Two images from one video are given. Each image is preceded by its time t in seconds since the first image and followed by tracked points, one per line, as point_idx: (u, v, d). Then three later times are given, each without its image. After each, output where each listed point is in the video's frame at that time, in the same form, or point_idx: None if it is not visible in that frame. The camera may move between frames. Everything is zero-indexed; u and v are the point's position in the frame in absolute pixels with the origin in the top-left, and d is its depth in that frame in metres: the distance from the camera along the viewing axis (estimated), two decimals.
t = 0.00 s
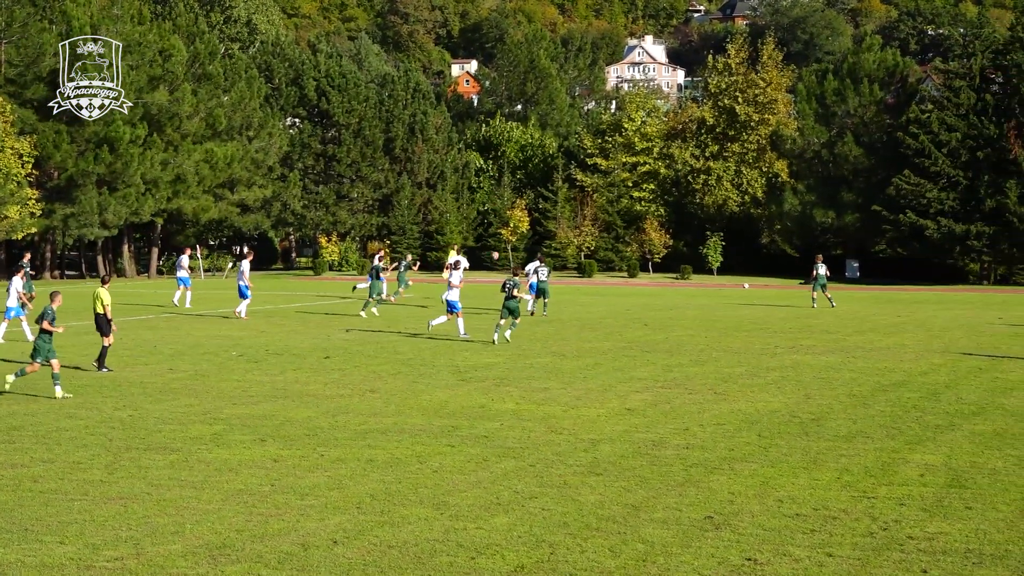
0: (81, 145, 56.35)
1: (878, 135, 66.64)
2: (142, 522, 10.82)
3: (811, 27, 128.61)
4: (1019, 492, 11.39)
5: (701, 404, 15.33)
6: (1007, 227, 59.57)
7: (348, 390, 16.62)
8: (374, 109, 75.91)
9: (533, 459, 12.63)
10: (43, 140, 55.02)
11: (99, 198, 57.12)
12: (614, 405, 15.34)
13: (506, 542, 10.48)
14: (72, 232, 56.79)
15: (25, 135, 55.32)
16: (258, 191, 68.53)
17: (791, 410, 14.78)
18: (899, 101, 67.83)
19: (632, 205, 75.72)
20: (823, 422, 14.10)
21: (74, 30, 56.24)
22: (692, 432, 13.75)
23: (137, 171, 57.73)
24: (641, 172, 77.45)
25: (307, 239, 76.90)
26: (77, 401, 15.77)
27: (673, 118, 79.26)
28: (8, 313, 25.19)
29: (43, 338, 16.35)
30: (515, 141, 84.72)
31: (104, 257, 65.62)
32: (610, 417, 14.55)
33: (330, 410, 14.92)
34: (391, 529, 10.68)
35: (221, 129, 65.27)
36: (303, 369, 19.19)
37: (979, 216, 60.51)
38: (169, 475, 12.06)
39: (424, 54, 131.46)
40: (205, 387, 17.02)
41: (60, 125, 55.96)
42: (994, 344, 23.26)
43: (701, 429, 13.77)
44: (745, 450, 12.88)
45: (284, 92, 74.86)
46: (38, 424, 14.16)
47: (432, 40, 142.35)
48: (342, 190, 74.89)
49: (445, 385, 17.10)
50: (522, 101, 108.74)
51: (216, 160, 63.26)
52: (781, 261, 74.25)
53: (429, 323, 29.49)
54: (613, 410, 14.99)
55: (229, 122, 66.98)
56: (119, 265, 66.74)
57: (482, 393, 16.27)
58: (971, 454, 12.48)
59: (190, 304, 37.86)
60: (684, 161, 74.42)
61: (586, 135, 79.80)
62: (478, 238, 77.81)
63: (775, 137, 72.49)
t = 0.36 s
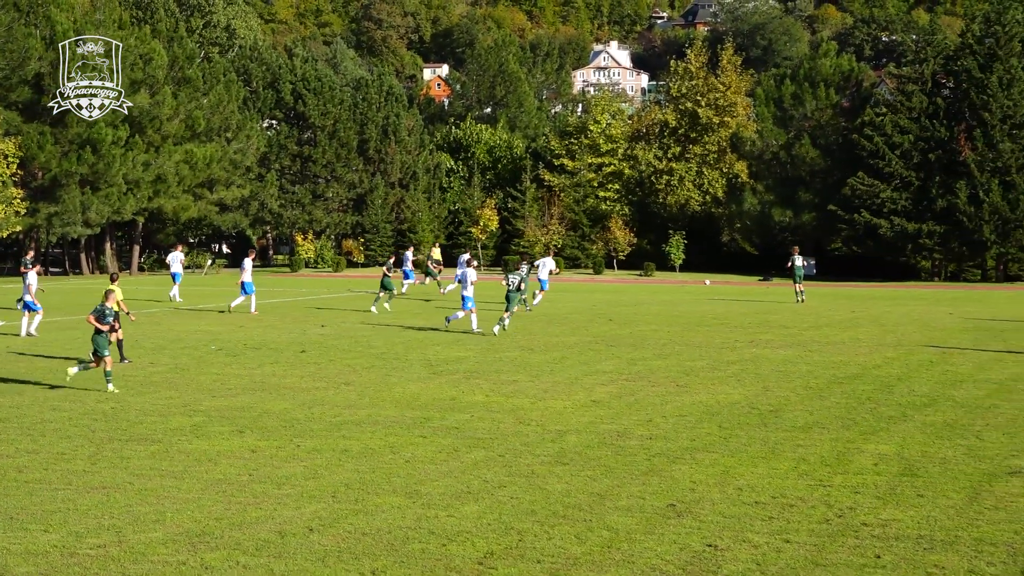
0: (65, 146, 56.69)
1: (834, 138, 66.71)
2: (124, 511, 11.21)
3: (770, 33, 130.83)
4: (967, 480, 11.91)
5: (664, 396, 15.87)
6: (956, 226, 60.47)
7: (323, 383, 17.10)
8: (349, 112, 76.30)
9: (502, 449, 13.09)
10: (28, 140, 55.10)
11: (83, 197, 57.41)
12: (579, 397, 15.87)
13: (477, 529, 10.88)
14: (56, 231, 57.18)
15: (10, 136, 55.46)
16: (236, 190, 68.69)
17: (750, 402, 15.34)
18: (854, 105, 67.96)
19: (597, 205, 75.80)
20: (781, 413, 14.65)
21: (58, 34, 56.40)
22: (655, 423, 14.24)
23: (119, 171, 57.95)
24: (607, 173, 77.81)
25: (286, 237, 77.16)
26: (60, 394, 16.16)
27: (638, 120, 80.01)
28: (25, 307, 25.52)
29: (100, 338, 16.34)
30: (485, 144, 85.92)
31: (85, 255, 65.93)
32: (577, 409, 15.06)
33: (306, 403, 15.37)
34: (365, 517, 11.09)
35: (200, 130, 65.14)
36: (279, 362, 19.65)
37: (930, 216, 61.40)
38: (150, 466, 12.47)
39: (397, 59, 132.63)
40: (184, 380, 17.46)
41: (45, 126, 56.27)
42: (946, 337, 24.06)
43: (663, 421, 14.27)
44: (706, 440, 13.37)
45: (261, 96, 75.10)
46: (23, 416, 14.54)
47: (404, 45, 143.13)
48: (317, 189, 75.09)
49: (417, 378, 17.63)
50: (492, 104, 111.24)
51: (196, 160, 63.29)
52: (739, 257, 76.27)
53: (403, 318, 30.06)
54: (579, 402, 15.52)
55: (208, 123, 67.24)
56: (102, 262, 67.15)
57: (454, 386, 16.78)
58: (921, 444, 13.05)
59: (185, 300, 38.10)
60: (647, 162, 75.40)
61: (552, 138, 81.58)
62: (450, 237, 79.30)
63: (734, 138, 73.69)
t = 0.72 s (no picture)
0: (56, 147, 56.88)
1: (799, 140, 68.08)
2: (114, 500, 11.61)
3: (736, 39, 132.19)
4: (925, 469, 12.43)
5: (635, 389, 16.47)
6: (915, 225, 61.35)
7: (306, 376, 17.61)
8: (331, 115, 75.99)
9: (479, 440, 13.59)
10: (20, 141, 55.34)
11: (73, 196, 57.56)
12: (554, 389, 16.44)
13: (454, 516, 11.29)
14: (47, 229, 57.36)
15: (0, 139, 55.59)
16: (222, 190, 68.92)
17: (718, 394, 15.94)
18: (817, 108, 68.94)
19: (571, 204, 76.93)
20: (748, 405, 15.22)
21: (50, 40, 56.71)
22: (627, 414, 14.80)
23: (109, 172, 58.25)
24: (579, 173, 78.49)
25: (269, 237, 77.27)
26: (50, 387, 16.56)
27: (609, 122, 80.22)
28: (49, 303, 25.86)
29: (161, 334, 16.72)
30: (462, 144, 86.46)
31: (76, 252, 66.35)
32: (552, 401, 15.61)
33: (289, 395, 15.86)
34: (347, 505, 11.50)
35: (187, 132, 65.47)
36: (262, 356, 20.14)
37: (889, 215, 62.45)
38: (139, 456, 12.89)
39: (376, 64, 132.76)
40: (171, 373, 17.95)
41: (36, 128, 56.49)
42: (907, 332, 24.80)
43: (635, 413, 14.82)
44: (675, 431, 13.90)
45: (247, 98, 75.15)
46: (14, 408, 14.94)
47: (383, 49, 143.30)
48: (300, 189, 75.21)
49: (397, 372, 18.17)
50: (468, 107, 111.64)
51: (183, 161, 63.60)
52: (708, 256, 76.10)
53: (384, 313, 30.59)
54: (553, 394, 16.09)
55: (195, 126, 67.23)
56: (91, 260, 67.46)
57: (433, 379, 17.32)
58: (882, 434, 13.63)
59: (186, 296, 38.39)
60: (619, 163, 76.13)
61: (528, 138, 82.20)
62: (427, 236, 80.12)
63: (702, 140, 75.20)
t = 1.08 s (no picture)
0: (49, 151, 57.23)
1: (766, 143, 68.27)
2: (106, 491, 12.03)
3: (706, 46, 134.00)
4: (889, 459, 12.97)
5: (609, 384, 17.08)
6: (878, 225, 62.22)
7: (292, 370, 18.14)
8: (316, 119, 75.97)
9: (459, 433, 14.11)
10: (15, 145, 55.60)
11: (66, 198, 57.87)
12: (531, 384, 17.07)
13: (435, 507, 11.70)
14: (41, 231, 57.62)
15: None
16: (210, 192, 69.15)
17: (689, 389, 16.55)
18: (784, 112, 69.72)
19: (548, 206, 76.40)
20: (719, 399, 15.80)
21: (43, 46, 56.86)
22: (601, 408, 15.39)
23: (101, 175, 58.63)
24: (555, 176, 78.03)
25: (257, 238, 77.88)
26: (43, 381, 17.00)
27: (584, 126, 81.17)
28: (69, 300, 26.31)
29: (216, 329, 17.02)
30: (441, 148, 86.39)
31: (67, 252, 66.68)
32: (529, 395, 16.15)
33: (276, 390, 16.36)
34: (331, 496, 11.93)
35: (176, 135, 65.67)
36: (249, 352, 20.66)
37: (854, 216, 63.24)
38: (131, 450, 13.32)
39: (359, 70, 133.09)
40: (162, 369, 18.46)
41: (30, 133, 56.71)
42: (872, 328, 25.57)
43: (609, 407, 15.40)
44: (648, 424, 14.47)
45: (235, 103, 75.35)
46: (9, 403, 15.38)
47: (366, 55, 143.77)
48: (286, 192, 75.51)
49: (380, 366, 18.74)
50: (448, 112, 112.36)
51: (172, 163, 63.94)
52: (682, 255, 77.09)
53: (367, 310, 31.18)
54: (531, 389, 16.67)
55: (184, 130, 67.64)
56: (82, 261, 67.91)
57: (414, 374, 17.90)
58: (847, 426, 14.23)
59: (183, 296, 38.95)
60: (593, 166, 76.31)
61: (505, 142, 80.53)
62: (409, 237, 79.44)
63: (674, 144, 76.47)
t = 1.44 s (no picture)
0: (34, 151, 57.10)
1: (744, 144, 69.05)
2: (92, 489, 12.16)
3: (685, 48, 135.21)
4: (866, 456, 13.16)
5: (589, 382, 17.29)
6: (854, 226, 62.62)
7: (276, 368, 18.30)
8: (300, 120, 76.58)
9: (441, 430, 14.30)
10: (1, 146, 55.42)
11: (51, 198, 57.91)
12: (512, 381, 17.29)
13: (418, 503, 11.83)
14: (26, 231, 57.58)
15: None
16: (196, 193, 69.13)
17: (669, 387, 16.77)
18: (762, 114, 69.48)
19: (529, 206, 77.33)
20: (697, 396, 16.03)
21: (28, 47, 56.70)
22: (581, 405, 15.62)
23: (87, 175, 58.70)
24: (536, 176, 78.79)
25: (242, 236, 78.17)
26: (28, 380, 17.11)
27: (564, 128, 81.33)
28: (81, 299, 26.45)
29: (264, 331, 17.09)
30: (424, 148, 87.19)
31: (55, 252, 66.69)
32: (510, 393, 16.37)
33: (260, 388, 16.53)
34: (315, 493, 12.06)
35: (162, 137, 65.75)
36: (234, 351, 20.84)
37: (830, 216, 63.96)
38: (116, 447, 13.44)
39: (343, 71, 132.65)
40: (147, 367, 18.66)
41: (15, 133, 56.56)
42: (849, 326, 25.87)
43: (588, 404, 15.64)
44: (628, 421, 14.70)
45: (220, 105, 75.74)
46: None
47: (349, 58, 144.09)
48: (271, 192, 75.43)
49: (363, 364, 18.92)
50: (431, 113, 112.66)
51: (157, 164, 64.04)
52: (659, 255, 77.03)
53: (350, 309, 31.35)
54: (512, 386, 16.90)
55: (169, 131, 67.68)
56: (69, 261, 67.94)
57: (396, 372, 18.09)
58: (824, 423, 14.46)
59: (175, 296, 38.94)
60: (574, 166, 76.26)
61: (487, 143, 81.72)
62: (392, 237, 79.57)
63: (653, 145, 75.90)
